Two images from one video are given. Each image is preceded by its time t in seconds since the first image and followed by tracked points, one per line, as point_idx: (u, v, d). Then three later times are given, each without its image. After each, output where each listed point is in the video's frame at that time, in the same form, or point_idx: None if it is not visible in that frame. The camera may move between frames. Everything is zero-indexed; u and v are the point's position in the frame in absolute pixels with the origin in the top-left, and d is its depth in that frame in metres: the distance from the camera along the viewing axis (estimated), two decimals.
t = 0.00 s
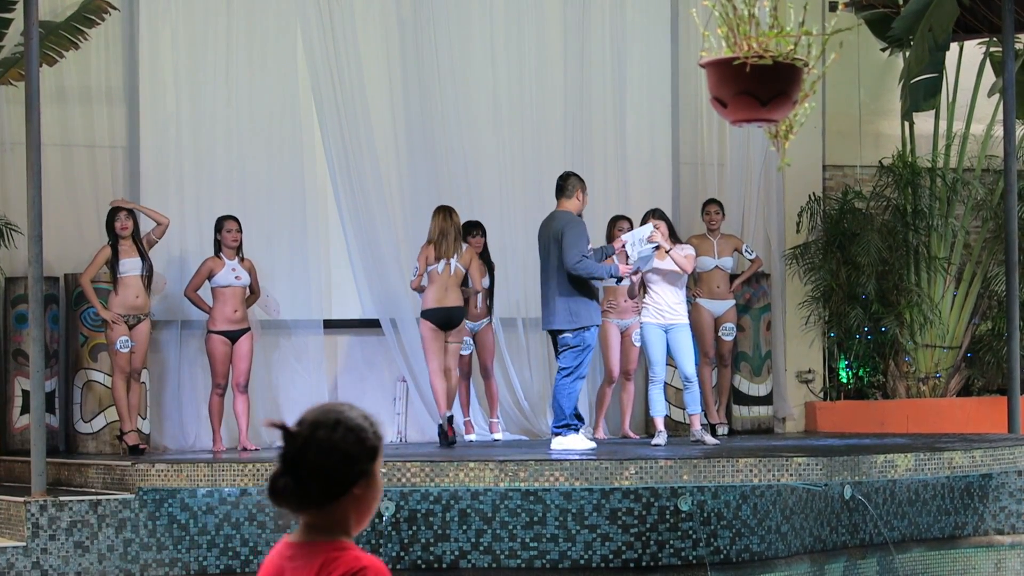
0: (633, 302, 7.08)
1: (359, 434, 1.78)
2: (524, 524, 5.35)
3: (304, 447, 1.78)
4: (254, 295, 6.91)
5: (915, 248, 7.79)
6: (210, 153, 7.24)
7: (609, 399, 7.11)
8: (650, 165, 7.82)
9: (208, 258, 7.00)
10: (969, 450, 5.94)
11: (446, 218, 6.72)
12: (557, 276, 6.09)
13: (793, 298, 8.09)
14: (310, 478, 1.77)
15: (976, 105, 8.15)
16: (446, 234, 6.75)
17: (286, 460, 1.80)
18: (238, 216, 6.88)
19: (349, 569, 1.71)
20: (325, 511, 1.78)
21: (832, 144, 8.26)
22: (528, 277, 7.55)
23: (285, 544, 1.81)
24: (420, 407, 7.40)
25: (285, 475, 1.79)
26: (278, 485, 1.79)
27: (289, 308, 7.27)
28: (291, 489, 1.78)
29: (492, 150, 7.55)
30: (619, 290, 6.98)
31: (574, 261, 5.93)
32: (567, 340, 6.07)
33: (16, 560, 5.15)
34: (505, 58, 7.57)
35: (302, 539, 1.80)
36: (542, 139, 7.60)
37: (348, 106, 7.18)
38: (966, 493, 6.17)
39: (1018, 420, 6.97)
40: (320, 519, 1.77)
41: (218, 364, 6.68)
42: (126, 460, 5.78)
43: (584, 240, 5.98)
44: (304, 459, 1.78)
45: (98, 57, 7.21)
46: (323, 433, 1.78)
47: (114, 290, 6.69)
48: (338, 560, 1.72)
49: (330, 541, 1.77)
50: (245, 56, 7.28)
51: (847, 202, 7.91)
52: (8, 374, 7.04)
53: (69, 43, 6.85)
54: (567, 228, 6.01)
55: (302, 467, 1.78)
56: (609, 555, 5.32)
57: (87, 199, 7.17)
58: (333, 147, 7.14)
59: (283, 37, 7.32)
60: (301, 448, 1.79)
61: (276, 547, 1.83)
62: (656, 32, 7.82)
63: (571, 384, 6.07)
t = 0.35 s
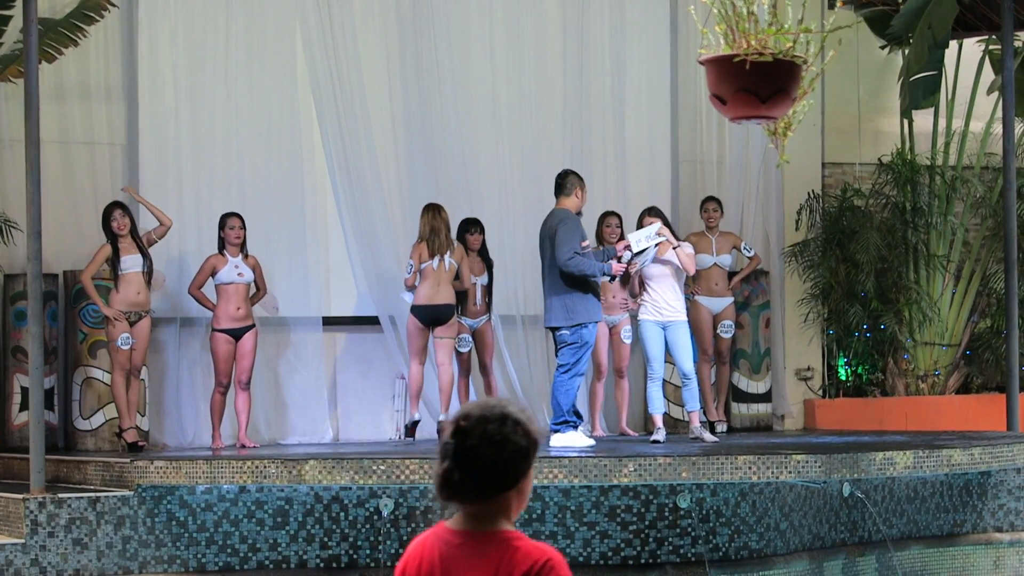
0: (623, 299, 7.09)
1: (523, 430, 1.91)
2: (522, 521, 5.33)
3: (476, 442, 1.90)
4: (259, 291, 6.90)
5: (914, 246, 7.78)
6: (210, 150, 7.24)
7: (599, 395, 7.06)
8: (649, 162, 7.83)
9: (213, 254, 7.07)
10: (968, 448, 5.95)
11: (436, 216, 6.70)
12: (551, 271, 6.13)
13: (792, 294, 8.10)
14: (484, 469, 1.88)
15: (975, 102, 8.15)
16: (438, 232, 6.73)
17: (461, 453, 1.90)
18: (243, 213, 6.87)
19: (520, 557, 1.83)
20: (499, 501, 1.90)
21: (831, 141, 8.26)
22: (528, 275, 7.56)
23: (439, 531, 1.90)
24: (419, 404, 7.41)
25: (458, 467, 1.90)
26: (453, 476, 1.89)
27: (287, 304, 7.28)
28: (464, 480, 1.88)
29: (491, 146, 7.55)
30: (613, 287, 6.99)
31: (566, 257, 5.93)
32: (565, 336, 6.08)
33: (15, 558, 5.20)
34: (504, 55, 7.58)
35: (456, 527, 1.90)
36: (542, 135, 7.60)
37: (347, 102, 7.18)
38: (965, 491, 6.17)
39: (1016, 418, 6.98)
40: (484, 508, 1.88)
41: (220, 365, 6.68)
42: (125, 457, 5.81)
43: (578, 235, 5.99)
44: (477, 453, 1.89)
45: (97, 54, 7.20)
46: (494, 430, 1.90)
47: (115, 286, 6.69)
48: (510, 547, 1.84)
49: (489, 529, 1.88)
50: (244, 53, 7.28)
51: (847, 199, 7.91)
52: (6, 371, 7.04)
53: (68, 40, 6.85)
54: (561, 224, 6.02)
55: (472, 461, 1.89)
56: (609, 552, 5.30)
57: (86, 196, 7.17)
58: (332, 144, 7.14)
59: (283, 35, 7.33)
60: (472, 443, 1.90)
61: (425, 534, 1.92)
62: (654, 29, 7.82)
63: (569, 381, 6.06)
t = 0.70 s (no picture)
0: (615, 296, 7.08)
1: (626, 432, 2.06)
2: (521, 518, 5.31)
3: (600, 448, 2.04)
4: (263, 289, 6.87)
5: (913, 244, 7.78)
6: (208, 147, 7.23)
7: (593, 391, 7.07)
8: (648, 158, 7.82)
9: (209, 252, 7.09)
10: (967, 445, 5.96)
11: (414, 214, 6.82)
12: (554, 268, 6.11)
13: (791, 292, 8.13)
14: (601, 472, 2.03)
15: (974, 100, 8.15)
16: (423, 231, 6.84)
17: (591, 456, 2.03)
18: (244, 210, 6.85)
19: (621, 551, 2.01)
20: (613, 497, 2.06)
21: (830, 138, 8.26)
22: (525, 273, 7.56)
23: (540, 527, 2.06)
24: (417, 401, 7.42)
25: (586, 467, 2.03)
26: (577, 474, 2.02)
27: (286, 302, 7.27)
28: (586, 480, 2.02)
29: (490, 143, 7.55)
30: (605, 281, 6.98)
31: (572, 254, 5.94)
32: (567, 334, 6.06)
33: (12, 555, 5.18)
34: (503, 52, 7.57)
35: (557, 523, 2.06)
36: (540, 132, 7.58)
37: (346, 99, 7.16)
38: (964, 488, 6.17)
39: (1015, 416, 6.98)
40: (590, 505, 2.04)
41: (220, 364, 6.68)
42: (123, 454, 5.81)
43: (582, 232, 5.99)
44: (598, 457, 2.03)
45: (96, 50, 7.20)
46: (614, 438, 2.05)
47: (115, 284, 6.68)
48: (613, 543, 2.02)
49: (591, 524, 2.05)
50: (243, 49, 7.27)
51: (846, 196, 7.90)
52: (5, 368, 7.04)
53: (66, 36, 6.84)
54: (565, 220, 6.02)
55: (586, 462, 2.03)
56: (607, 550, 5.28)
57: (84, 193, 7.16)
58: (331, 140, 7.13)
59: (281, 32, 7.33)
60: (595, 448, 2.04)
61: (523, 528, 2.08)
62: (653, 26, 7.82)
63: (571, 377, 6.01)
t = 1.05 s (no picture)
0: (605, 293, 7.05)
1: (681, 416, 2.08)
2: (518, 514, 5.33)
3: (655, 425, 2.07)
4: (264, 285, 6.86)
5: (911, 240, 7.79)
6: (207, 143, 7.24)
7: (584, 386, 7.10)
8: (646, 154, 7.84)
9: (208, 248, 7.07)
10: (964, 442, 5.91)
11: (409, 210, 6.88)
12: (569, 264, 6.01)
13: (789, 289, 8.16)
14: (656, 449, 2.05)
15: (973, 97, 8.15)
16: (410, 228, 6.90)
17: (646, 432, 2.06)
18: (244, 206, 6.86)
19: (672, 530, 2.00)
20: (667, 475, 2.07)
21: (828, 135, 8.27)
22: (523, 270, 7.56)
23: (599, 501, 2.08)
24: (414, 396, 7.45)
25: (640, 443, 2.05)
26: (632, 449, 2.05)
27: (284, 298, 7.26)
28: (640, 455, 2.04)
29: (488, 139, 7.55)
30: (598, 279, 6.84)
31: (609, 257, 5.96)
32: (575, 332, 5.99)
33: (11, 550, 5.22)
34: (501, 48, 7.57)
35: (615, 498, 2.07)
36: (539, 128, 7.60)
37: (344, 95, 7.16)
38: (961, 485, 6.17)
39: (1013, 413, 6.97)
40: (645, 481, 2.05)
41: (218, 359, 6.68)
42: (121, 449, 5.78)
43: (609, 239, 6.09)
44: (653, 435, 2.06)
45: (94, 46, 7.21)
46: (669, 417, 2.06)
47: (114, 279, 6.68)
48: (666, 521, 2.01)
49: (646, 501, 2.05)
50: (242, 45, 7.27)
51: (844, 193, 7.91)
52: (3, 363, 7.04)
53: (65, 31, 6.85)
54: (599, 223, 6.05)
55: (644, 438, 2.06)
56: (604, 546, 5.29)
57: (82, 188, 7.17)
58: (330, 136, 7.15)
59: (279, 27, 7.33)
60: (651, 425, 2.07)
61: (583, 502, 2.10)
62: (652, 23, 7.83)
63: (579, 376, 6.01)
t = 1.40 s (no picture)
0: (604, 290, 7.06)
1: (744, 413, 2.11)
2: (518, 511, 5.33)
3: (712, 421, 2.09)
4: (260, 281, 6.83)
5: (911, 237, 7.79)
6: (207, 139, 7.24)
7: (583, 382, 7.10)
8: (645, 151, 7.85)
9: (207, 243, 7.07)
10: (964, 439, 5.94)
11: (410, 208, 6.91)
12: (581, 262, 6.01)
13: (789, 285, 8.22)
14: (713, 444, 2.08)
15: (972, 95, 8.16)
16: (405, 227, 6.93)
17: (701, 430, 2.09)
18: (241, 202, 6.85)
19: (740, 524, 2.05)
20: (730, 468, 2.10)
21: (828, 132, 8.27)
22: (522, 266, 7.57)
23: (666, 497, 2.12)
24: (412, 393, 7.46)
25: (696, 441, 2.08)
26: (688, 446, 2.09)
27: (284, 294, 7.26)
28: (698, 451, 2.07)
29: (487, 136, 7.55)
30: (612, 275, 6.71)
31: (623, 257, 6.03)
32: (591, 328, 5.97)
33: (10, 546, 5.19)
34: (501, 44, 7.57)
35: (682, 494, 2.11)
36: (538, 125, 7.62)
37: (344, 91, 7.16)
38: (961, 482, 6.18)
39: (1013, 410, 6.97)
40: (707, 476, 2.08)
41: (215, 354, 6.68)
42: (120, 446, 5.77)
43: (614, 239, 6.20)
44: (710, 432, 2.08)
45: (94, 43, 7.21)
46: (725, 412, 2.09)
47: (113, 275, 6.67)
48: (733, 516, 2.05)
49: (711, 496, 2.09)
50: (241, 42, 7.28)
51: (843, 189, 7.92)
52: (3, 360, 7.04)
53: (64, 28, 6.84)
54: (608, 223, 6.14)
55: (704, 434, 2.09)
56: (604, 542, 5.30)
57: (81, 184, 7.17)
58: (329, 133, 7.15)
59: (279, 23, 7.33)
60: (708, 422, 2.10)
61: (651, 497, 2.14)
62: (652, 20, 7.84)
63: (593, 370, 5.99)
